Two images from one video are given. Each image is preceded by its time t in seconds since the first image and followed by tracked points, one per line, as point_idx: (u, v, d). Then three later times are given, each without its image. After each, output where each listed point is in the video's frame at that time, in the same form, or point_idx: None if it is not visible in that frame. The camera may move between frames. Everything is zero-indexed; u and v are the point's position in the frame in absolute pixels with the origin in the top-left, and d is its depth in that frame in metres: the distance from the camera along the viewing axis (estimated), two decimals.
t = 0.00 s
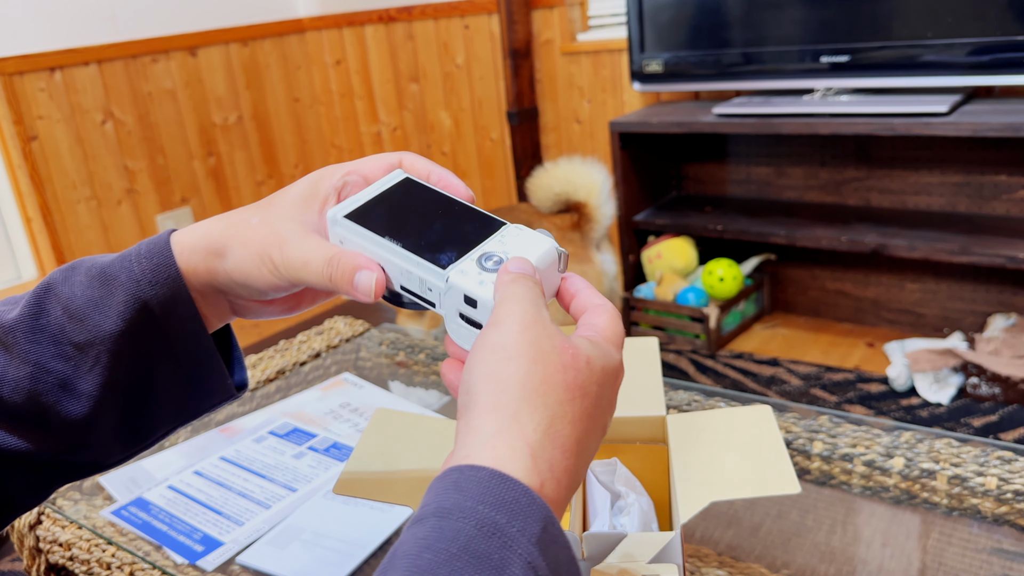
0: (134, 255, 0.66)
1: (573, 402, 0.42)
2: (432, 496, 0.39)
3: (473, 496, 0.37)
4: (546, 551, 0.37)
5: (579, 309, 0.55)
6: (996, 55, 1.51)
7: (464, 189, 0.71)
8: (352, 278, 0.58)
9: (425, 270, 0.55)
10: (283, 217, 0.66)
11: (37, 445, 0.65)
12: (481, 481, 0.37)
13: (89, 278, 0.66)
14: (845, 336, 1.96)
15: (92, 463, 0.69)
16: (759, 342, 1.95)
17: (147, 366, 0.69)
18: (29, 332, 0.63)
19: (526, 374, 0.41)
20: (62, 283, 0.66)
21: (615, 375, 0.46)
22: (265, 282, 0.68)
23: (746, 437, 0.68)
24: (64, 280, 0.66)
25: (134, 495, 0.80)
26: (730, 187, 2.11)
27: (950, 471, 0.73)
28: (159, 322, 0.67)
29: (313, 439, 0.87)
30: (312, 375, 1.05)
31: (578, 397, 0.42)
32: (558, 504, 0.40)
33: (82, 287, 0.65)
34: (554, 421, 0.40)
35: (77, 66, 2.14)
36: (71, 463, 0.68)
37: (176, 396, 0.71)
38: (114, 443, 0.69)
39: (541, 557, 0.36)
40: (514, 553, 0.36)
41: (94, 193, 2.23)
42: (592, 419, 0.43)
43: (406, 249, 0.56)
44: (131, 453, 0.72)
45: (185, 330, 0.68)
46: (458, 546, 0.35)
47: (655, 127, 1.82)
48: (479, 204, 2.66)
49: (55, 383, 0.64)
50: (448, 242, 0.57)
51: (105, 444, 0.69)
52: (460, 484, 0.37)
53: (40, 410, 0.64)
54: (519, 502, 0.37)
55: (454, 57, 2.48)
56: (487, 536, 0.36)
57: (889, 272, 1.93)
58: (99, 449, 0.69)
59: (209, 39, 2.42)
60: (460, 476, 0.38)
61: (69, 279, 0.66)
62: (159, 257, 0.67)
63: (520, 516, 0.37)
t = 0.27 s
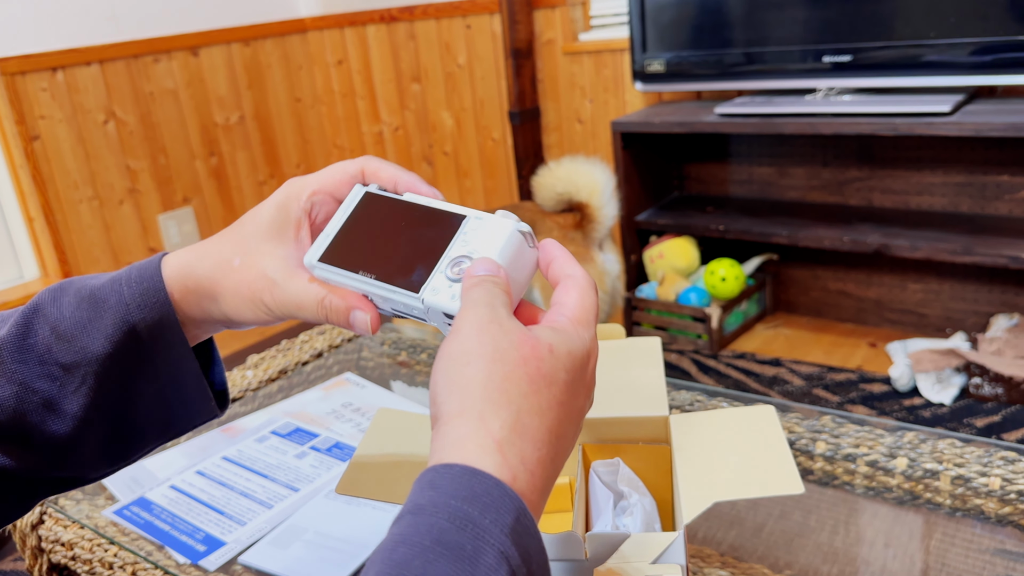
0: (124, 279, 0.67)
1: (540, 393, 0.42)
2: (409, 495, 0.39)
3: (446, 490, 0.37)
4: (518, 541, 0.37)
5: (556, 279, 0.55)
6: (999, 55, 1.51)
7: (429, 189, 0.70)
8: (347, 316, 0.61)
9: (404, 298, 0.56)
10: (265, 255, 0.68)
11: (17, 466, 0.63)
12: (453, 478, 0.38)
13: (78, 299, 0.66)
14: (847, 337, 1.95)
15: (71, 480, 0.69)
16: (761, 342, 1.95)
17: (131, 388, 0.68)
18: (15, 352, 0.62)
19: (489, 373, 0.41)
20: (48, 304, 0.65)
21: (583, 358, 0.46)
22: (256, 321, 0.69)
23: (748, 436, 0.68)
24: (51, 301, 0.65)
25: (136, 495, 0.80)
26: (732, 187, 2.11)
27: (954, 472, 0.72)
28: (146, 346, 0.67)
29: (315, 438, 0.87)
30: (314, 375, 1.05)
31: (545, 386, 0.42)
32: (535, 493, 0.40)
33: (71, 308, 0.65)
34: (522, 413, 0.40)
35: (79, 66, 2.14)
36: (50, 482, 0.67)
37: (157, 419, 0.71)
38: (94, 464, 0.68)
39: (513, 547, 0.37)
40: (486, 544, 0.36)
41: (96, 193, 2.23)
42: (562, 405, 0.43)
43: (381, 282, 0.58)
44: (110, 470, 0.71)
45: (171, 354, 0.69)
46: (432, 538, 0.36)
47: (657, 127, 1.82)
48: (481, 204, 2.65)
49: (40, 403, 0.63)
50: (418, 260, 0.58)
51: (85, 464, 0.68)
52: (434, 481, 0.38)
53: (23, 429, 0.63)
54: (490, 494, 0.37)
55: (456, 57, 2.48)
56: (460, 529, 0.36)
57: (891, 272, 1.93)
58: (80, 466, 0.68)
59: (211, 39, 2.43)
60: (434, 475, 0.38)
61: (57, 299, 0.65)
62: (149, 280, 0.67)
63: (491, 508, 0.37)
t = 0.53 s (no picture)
0: (147, 306, 0.67)
1: (548, 399, 0.42)
2: (423, 495, 0.40)
3: (459, 489, 0.38)
4: (527, 541, 0.38)
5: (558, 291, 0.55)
6: (1000, 55, 1.51)
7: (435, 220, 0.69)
8: (368, 346, 0.62)
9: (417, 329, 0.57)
10: (283, 292, 0.68)
11: (24, 479, 0.64)
12: (466, 478, 0.38)
13: (100, 323, 0.67)
14: (849, 337, 1.95)
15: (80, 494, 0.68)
16: (763, 342, 1.95)
17: (143, 414, 0.67)
18: (34, 370, 0.63)
19: (500, 379, 0.41)
20: (71, 326, 0.66)
21: (588, 366, 0.47)
22: (276, 354, 0.70)
23: (748, 434, 0.68)
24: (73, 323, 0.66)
25: (139, 494, 0.80)
26: (734, 187, 2.11)
27: (955, 472, 0.72)
28: (163, 375, 0.67)
29: (317, 438, 0.87)
30: (316, 374, 1.05)
31: (553, 393, 0.43)
32: (543, 497, 0.40)
33: (92, 331, 0.66)
34: (532, 418, 0.41)
35: (81, 66, 2.14)
36: (58, 497, 0.67)
37: (166, 447, 0.69)
38: (103, 483, 0.68)
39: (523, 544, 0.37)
40: (497, 540, 0.37)
41: (98, 192, 2.23)
42: (569, 412, 0.44)
43: (391, 313, 0.59)
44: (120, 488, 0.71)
45: (187, 384, 0.67)
46: (445, 533, 0.37)
47: (659, 127, 1.82)
48: (483, 204, 2.65)
49: (53, 421, 0.64)
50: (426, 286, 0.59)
51: (94, 483, 0.68)
52: (448, 480, 0.38)
53: (35, 444, 0.63)
54: (502, 493, 0.38)
55: (457, 57, 2.48)
56: (472, 526, 0.37)
57: (893, 272, 1.93)
58: (87, 481, 0.67)
59: (213, 39, 2.43)
60: (447, 475, 0.39)
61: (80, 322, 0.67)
62: (171, 308, 0.67)
63: (503, 508, 0.38)
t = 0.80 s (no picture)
0: (156, 319, 0.67)
1: (554, 408, 0.43)
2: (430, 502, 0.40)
3: (467, 495, 0.38)
4: (534, 547, 0.38)
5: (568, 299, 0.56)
6: (1002, 55, 1.51)
7: (438, 223, 0.68)
8: (385, 355, 0.64)
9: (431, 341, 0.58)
10: (293, 307, 0.68)
11: (30, 486, 0.64)
12: (473, 484, 0.38)
13: (109, 333, 0.66)
14: (850, 336, 1.95)
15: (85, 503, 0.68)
16: (765, 341, 1.95)
17: (149, 426, 0.67)
18: (42, 379, 0.64)
19: (506, 389, 0.42)
20: (80, 335, 0.66)
21: (594, 375, 0.47)
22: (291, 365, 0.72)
23: (750, 434, 0.68)
24: (82, 333, 0.66)
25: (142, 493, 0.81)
26: (736, 187, 2.11)
27: (957, 471, 0.72)
28: (170, 387, 0.67)
29: (320, 437, 0.88)
30: (318, 373, 1.05)
31: (558, 402, 0.43)
32: (550, 504, 0.41)
33: (100, 341, 0.66)
34: (537, 427, 0.41)
35: (84, 66, 2.15)
36: (63, 504, 0.67)
37: (171, 458, 0.69)
38: (108, 492, 0.68)
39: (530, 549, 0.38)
40: (503, 545, 0.37)
41: (100, 192, 2.24)
42: (575, 421, 0.44)
43: (405, 327, 0.60)
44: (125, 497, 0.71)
45: (193, 397, 0.67)
46: (452, 537, 0.37)
47: (661, 127, 1.82)
48: (484, 204, 2.65)
49: (60, 431, 0.64)
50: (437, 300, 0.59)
51: (99, 491, 0.68)
52: (455, 485, 0.39)
53: (41, 453, 0.64)
54: (509, 500, 0.38)
55: (459, 57, 2.48)
56: (478, 530, 0.37)
57: (895, 271, 1.93)
58: (92, 490, 0.67)
59: (215, 39, 2.43)
60: (455, 481, 0.39)
61: (89, 331, 0.66)
62: (181, 320, 0.67)
63: (509, 514, 0.38)
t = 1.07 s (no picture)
0: (153, 322, 0.67)
1: (564, 427, 0.42)
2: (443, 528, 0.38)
3: (482, 519, 0.37)
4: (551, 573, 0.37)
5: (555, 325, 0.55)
6: (1004, 54, 1.51)
7: (434, 234, 0.66)
8: (375, 366, 0.64)
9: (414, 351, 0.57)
10: (287, 314, 0.69)
11: (27, 491, 0.64)
12: (488, 509, 0.37)
13: (106, 337, 0.67)
14: (852, 335, 1.95)
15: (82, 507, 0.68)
16: (766, 340, 1.95)
17: (146, 429, 0.67)
18: (39, 383, 0.64)
19: (512, 411, 0.41)
20: (77, 339, 0.66)
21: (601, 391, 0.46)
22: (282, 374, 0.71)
23: (751, 433, 0.68)
24: (79, 337, 0.66)
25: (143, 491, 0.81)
26: (737, 186, 2.11)
27: (959, 470, 0.71)
28: (167, 390, 0.67)
29: (321, 436, 0.88)
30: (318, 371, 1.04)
31: (568, 421, 0.42)
32: (567, 526, 0.39)
33: (97, 345, 0.66)
34: (548, 446, 0.40)
35: (86, 65, 2.15)
36: (60, 509, 0.67)
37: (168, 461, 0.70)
38: (105, 496, 0.68)
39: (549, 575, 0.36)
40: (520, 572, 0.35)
41: (102, 191, 2.24)
42: (588, 441, 0.43)
43: (391, 337, 0.59)
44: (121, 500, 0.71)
45: (191, 400, 0.68)
46: (468, 562, 0.35)
47: (662, 126, 1.82)
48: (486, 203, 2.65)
49: (56, 435, 0.64)
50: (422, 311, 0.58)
51: (96, 495, 0.68)
52: (470, 510, 0.37)
53: (38, 457, 0.63)
54: (525, 524, 0.37)
55: (461, 56, 2.48)
56: (495, 556, 0.36)
57: (896, 271, 1.93)
58: (89, 493, 0.67)
59: (217, 38, 2.43)
60: (469, 505, 0.38)
61: (86, 335, 0.66)
62: (177, 324, 0.67)
63: (527, 539, 0.37)
